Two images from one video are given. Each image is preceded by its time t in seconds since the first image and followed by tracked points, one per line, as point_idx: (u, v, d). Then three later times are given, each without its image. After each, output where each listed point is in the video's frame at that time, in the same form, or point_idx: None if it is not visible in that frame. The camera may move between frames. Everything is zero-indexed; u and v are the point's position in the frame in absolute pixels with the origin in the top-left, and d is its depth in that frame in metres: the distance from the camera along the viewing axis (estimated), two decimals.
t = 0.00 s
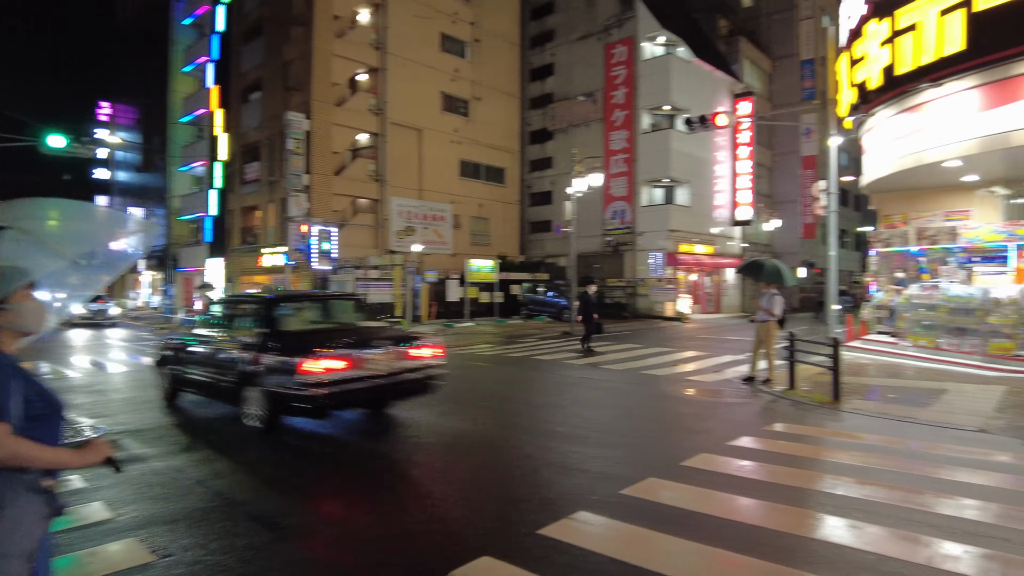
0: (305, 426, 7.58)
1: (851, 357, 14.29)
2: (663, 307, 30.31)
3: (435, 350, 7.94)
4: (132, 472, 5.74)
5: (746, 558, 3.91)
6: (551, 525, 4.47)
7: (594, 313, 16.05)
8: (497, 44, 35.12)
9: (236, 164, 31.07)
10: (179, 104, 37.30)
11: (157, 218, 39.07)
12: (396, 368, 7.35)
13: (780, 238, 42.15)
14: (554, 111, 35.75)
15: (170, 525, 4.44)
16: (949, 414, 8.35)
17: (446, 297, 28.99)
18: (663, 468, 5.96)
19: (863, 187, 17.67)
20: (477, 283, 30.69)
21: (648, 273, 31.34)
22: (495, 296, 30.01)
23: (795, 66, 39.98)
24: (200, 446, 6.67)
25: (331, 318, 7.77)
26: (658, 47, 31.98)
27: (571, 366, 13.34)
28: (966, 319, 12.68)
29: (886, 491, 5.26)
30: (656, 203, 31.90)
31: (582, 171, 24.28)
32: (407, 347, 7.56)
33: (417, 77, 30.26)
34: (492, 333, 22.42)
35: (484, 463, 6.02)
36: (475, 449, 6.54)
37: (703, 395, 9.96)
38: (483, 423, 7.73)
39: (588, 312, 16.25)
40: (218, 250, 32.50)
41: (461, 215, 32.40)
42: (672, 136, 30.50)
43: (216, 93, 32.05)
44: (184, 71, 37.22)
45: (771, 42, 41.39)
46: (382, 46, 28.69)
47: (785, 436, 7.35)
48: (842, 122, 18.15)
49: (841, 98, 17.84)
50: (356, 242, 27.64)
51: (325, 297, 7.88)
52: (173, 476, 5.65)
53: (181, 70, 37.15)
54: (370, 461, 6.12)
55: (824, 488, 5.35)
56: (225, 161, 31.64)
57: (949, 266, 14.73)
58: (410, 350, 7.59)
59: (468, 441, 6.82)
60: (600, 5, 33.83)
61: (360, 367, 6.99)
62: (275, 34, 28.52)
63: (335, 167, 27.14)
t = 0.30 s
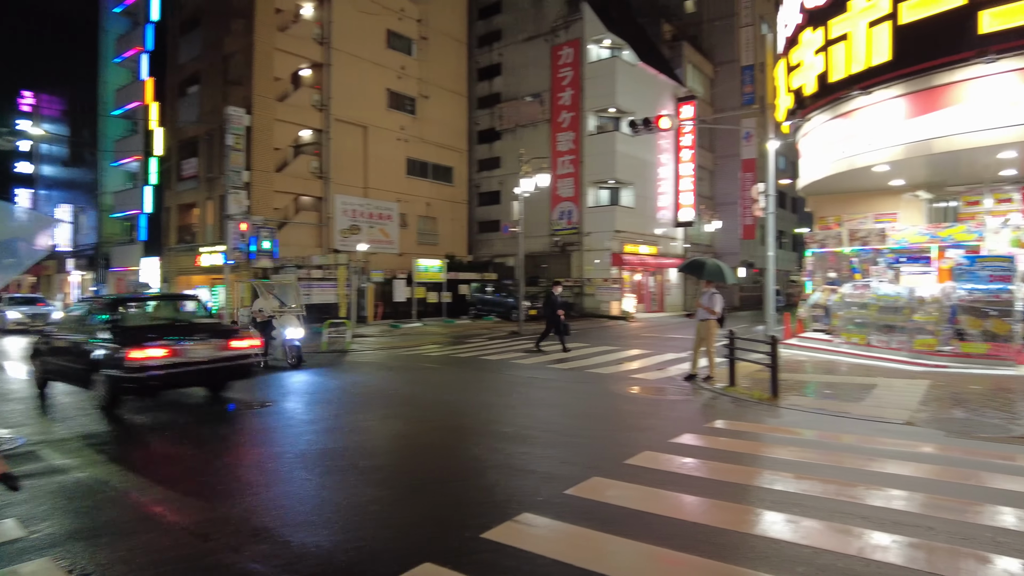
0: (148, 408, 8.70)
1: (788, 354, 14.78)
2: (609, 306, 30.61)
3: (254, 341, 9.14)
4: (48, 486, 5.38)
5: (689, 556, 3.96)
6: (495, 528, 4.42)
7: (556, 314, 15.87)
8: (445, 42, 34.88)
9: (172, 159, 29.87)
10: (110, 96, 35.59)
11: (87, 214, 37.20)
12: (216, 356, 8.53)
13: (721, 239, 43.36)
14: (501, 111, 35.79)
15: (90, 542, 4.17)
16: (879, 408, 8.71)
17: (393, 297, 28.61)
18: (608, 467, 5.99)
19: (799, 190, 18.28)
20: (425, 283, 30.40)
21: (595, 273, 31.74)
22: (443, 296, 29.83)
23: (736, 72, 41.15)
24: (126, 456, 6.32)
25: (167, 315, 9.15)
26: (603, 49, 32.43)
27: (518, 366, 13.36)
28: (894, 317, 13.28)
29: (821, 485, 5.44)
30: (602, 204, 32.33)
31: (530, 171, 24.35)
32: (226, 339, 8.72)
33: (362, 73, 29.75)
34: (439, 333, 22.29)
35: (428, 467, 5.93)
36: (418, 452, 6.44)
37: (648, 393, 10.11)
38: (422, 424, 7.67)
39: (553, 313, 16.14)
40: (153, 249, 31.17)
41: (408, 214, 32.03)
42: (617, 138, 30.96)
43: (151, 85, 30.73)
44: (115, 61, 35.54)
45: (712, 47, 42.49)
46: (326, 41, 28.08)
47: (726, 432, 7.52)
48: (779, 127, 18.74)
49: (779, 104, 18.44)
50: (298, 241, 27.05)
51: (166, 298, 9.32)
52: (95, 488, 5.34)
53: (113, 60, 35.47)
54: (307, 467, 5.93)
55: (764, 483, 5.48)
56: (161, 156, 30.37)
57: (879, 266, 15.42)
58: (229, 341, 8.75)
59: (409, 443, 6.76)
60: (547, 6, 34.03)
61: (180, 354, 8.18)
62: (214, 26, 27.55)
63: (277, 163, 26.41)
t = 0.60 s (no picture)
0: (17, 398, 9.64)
1: (739, 353, 15.17)
2: (566, 306, 30.61)
3: (117, 337, 10.32)
4: None
5: (646, 555, 4.00)
6: (455, 531, 4.38)
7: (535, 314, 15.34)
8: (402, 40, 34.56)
9: (116, 155, 28.72)
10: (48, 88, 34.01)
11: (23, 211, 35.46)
12: (80, 349, 9.71)
13: (674, 241, 44.23)
14: (458, 111, 35.74)
15: (26, 557, 3.96)
16: (827, 405, 8.99)
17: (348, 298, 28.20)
18: (566, 467, 6.02)
19: (749, 193, 18.76)
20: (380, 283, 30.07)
21: (551, 274, 31.95)
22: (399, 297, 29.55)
23: (689, 77, 42.01)
24: (66, 465, 6.03)
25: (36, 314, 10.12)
26: (560, 51, 32.81)
27: (476, 366, 13.33)
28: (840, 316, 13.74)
29: (771, 482, 5.57)
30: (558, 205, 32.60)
31: (487, 171, 24.34)
32: (90, 335, 9.91)
33: (317, 70, 29.23)
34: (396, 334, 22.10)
35: (385, 471, 5.84)
36: (377, 456, 6.36)
37: (604, 393, 10.22)
38: (393, 429, 7.54)
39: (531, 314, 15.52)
40: (95, 248, 29.98)
41: (364, 213, 31.61)
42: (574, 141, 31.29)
43: (93, 77, 29.49)
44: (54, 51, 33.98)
45: (666, 52, 43.25)
46: (278, 36, 27.47)
47: (682, 431, 7.64)
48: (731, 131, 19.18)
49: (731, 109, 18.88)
50: (249, 240, 26.35)
51: (34, 299, 10.22)
52: (33, 499, 5.08)
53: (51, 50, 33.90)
54: (262, 473, 5.76)
55: (718, 481, 5.58)
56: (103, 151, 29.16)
57: (826, 267, 15.79)
58: (93, 336, 9.94)
59: (381, 448, 6.62)
60: (504, 7, 34.07)
61: (44, 348, 9.28)
62: (161, 17, 26.63)
63: (227, 160, 25.67)
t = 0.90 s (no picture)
0: None
1: (697, 353, 15.49)
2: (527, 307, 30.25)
3: None
4: None
5: (613, 555, 4.05)
6: (421, 535, 4.35)
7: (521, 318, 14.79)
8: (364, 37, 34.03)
9: (62, 149, 27.62)
10: None
11: None
12: None
13: (633, 243, 44.85)
14: (421, 110, 35.53)
15: None
16: (784, 404, 9.23)
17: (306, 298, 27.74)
18: (531, 467, 6.04)
19: (708, 196, 19.15)
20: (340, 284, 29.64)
21: (514, 274, 32.07)
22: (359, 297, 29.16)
23: (648, 81, 42.67)
24: (12, 473, 5.78)
25: None
26: (523, 53, 32.98)
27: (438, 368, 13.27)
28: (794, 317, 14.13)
29: (730, 479, 5.70)
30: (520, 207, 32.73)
31: (450, 172, 24.24)
32: None
33: (276, 65, 28.65)
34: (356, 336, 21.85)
35: (348, 475, 5.76)
36: (339, 459, 6.27)
37: (567, 393, 10.29)
38: (361, 431, 7.46)
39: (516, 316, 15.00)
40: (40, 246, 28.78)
41: (323, 212, 31.11)
42: (535, 143, 31.40)
43: (38, 68, 28.31)
44: None
45: (627, 56, 43.80)
46: (235, 30, 26.80)
47: (643, 430, 7.75)
48: (690, 135, 19.54)
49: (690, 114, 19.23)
50: (204, 240, 25.76)
51: None
52: None
53: None
54: (222, 479, 5.60)
55: (680, 480, 5.68)
56: (49, 145, 27.99)
57: (781, 270, 16.15)
58: None
59: (349, 453, 6.52)
60: (467, 7, 34.01)
61: None
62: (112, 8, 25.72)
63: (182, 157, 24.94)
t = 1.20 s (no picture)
0: None
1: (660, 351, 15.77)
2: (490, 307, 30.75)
3: None
4: None
5: (586, 552, 4.11)
6: (392, 536, 4.34)
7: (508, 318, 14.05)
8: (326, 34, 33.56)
9: (8, 142, 26.50)
10: None
11: None
12: None
13: (596, 244, 45.33)
14: (384, 108, 35.21)
15: None
16: (744, 402, 9.47)
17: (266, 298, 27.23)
18: (501, 466, 6.08)
19: (670, 199, 19.48)
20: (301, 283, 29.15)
21: (478, 275, 32.08)
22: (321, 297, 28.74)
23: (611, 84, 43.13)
24: None
25: None
26: (487, 54, 32.99)
27: (405, 368, 13.18)
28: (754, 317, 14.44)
29: (696, 476, 5.82)
30: (485, 207, 32.70)
31: (414, 171, 24.10)
32: None
33: (235, 60, 28.03)
34: (318, 337, 21.58)
35: (313, 478, 5.69)
36: (304, 461, 6.21)
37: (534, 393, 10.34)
38: (329, 434, 7.37)
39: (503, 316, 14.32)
40: None
41: (284, 211, 30.57)
42: (500, 143, 31.41)
43: None
44: None
45: (591, 59, 44.21)
46: (194, 24, 26.14)
47: (609, 429, 7.85)
48: (653, 139, 19.83)
49: (654, 117, 19.51)
50: (161, 238, 25.12)
51: None
52: None
53: None
54: (186, 483, 5.49)
55: (646, 477, 5.77)
56: None
57: (740, 271, 16.63)
58: None
59: (318, 455, 6.43)
60: (431, 6, 33.87)
61: None
62: None
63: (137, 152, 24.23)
